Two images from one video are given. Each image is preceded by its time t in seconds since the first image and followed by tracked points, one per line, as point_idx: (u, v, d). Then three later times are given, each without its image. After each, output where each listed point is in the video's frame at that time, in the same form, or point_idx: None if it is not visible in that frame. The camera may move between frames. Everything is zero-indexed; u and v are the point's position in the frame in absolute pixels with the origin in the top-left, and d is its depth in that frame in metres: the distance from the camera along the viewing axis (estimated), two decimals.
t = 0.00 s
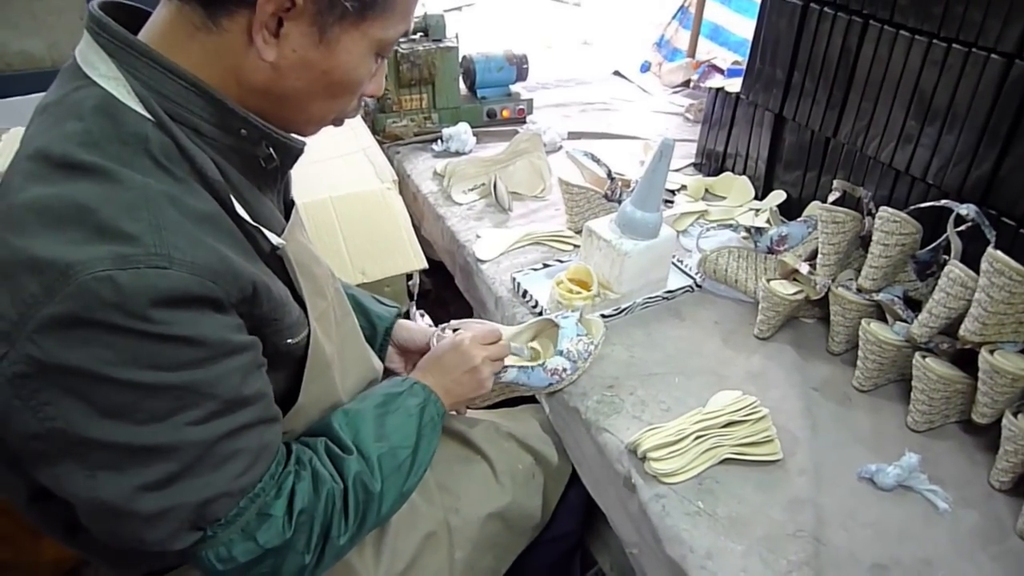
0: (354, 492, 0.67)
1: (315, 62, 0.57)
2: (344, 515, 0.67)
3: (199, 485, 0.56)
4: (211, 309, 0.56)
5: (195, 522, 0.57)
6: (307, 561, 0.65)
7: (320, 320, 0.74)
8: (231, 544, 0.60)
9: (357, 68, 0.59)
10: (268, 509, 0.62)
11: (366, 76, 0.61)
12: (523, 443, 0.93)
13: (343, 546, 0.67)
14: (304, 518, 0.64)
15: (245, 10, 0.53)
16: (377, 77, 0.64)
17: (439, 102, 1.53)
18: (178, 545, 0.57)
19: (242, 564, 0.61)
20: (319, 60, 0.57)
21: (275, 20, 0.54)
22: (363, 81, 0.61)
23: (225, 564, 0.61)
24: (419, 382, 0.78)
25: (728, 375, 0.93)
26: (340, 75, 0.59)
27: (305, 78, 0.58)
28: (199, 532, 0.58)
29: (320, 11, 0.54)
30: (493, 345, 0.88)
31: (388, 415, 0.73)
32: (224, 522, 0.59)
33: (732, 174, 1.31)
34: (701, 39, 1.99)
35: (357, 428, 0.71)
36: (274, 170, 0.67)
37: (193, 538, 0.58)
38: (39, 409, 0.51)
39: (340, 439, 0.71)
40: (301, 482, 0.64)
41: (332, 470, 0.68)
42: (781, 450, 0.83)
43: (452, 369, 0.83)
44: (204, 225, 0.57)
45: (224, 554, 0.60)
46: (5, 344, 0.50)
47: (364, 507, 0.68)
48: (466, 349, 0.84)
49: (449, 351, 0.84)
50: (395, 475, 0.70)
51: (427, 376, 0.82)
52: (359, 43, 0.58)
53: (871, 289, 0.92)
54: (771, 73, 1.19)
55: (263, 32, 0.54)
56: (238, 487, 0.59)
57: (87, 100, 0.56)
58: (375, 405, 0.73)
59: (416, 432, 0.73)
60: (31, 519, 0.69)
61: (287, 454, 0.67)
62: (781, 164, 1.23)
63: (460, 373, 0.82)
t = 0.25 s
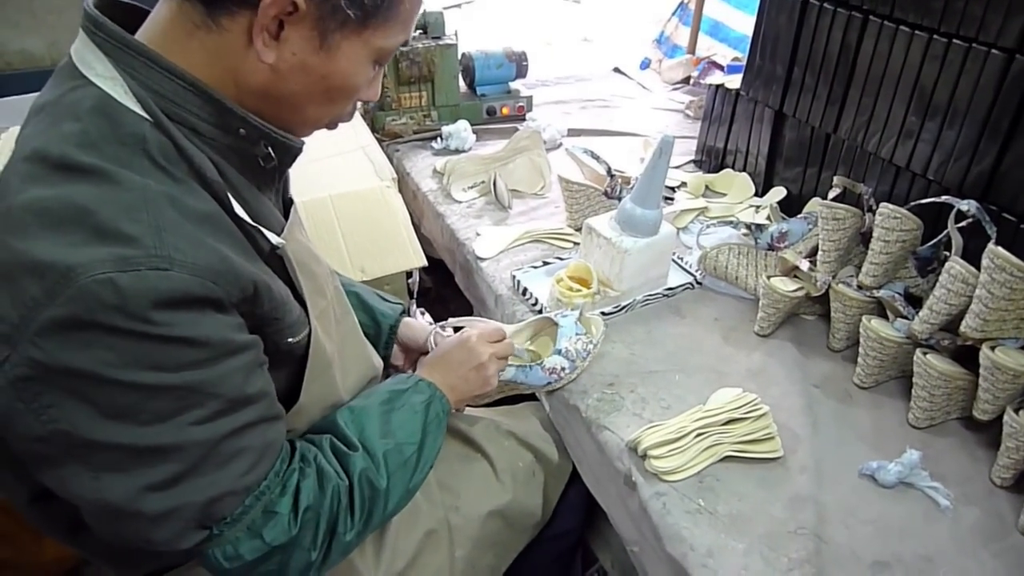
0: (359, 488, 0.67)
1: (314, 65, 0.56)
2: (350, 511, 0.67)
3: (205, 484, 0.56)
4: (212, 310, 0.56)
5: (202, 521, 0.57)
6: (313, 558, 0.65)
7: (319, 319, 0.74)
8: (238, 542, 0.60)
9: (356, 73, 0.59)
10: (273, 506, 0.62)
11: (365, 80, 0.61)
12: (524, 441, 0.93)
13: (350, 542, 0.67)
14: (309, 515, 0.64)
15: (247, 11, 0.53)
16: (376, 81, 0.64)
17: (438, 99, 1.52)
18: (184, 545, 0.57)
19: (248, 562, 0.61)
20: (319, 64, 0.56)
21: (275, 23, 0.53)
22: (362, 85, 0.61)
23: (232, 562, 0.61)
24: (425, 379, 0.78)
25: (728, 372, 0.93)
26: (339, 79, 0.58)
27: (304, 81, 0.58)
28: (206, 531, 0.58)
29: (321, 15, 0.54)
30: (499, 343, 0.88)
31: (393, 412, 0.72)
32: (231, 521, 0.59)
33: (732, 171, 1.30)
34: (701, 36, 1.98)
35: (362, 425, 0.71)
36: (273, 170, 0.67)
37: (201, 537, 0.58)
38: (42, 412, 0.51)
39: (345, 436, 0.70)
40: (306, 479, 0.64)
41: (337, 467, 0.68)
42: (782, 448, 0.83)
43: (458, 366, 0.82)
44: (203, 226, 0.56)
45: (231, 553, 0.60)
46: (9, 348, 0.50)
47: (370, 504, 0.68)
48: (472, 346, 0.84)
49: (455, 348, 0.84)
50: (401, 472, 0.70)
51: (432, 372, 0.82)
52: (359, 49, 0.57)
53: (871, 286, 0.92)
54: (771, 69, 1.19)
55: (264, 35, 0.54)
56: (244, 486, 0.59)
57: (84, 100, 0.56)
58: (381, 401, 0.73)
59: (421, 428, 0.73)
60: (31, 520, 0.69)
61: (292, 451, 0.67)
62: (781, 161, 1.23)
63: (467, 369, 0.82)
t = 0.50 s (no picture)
0: (370, 480, 0.66)
1: (318, 70, 0.56)
2: (361, 505, 0.66)
3: (213, 481, 0.56)
4: (215, 307, 0.55)
5: (211, 518, 0.57)
6: (326, 554, 0.64)
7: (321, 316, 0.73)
8: (249, 539, 0.60)
9: (359, 79, 0.59)
10: (284, 502, 0.61)
11: (368, 86, 0.61)
12: (524, 439, 0.93)
13: (363, 536, 0.66)
14: (320, 510, 0.63)
15: (253, 14, 0.53)
16: (379, 87, 0.64)
17: (439, 96, 1.52)
18: (194, 544, 0.57)
19: (260, 560, 0.61)
20: (322, 69, 0.56)
21: (281, 27, 0.53)
22: (364, 91, 0.61)
23: (244, 560, 0.60)
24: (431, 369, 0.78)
25: (729, 370, 0.93)
26: (341, 83, 0.58)
27: (307, 85, 0.58)
28: (217, 529, 0.58)
29: (327, 21, 0.53)
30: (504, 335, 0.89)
31: (401, 403, 0.72)
32: (241, 518, 0.59)
33: (733, 168, 1.30)
34: (702, 32, 1.98)
35: (370, 417, 0.71)
36: (274, 168, 0.66)
37: (211, 536, 0.58)
38: (49, 411, 0.51)
39: (353, 430, 0.70)
40: (315, 474, 0.64)
41: (346, 461, 0.67)
42: (783, 446, 0.82)
43: (465, 354, 0.82)
44: (206, 224, 0.56)
45: (242, 551, 0.60)
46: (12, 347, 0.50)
47: (382, 495, 0.67)
48: (479, 333, 0.85)
49: (463, 338, 0.84)
50: (411, 462, 0.69)
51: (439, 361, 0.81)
52: (364, 56, 0.57)
53: (872, 284, 0.91)
54: (773, 66, 1.18)
55: (268, 39, 0.54)
56: (252, 482, 0.59)
57: (85, 97, 0.55)
58: (387, 393, 0.73)
59: (430, 418, 0.72)
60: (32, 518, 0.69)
61: (300, 447, 0.66)
62: (781, 158, 1.23)
63: (476, 356, 0.82)
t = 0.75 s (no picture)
0: (383, 472, 0.66)
1: (315, 76, 0.56)
2: (376, 497, 0.66)
3: (225, 473, 0.55)
4: (217, 303, 0.55)
5: (224, 517, 0.56)
6: (344, 548, 0.64)
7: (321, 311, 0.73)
8: (264, 536, 0.59)
9: (355, 88, 0.59)
10: (296, 496, 0.60)
11: (363, 95, 0.61)
12: (525, 436, 0.93)
13: (381, 528, 0.66)
14: (333, 503, 0.63)
15: (253, 18, 0.52)
16: (375, 95, 0.64)
17: (439, 92, 1.52)
18: (208, 543, 0.56)
19: (275, 556, 0.60)
20: (320, 77, 0.56)
21: (281, 34, 0.53)
22: (359, 100, 0.61)
23: (259, 557, 0.60)
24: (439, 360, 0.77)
25: (730, 368, 0.92)
26: (340, 87, 0.58)
27: (303, 90, 0.58)
28: (230, 528, 0.57)
29: (328, 31, 0.53)
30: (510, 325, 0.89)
31: (410, 394, 0.71)
32: (255, 514, 0.58)
33: (735, 165, 1.30)
34: (704, 29, 1.97)
35: (380, 410, 0.70)
36: (272, 164, 0.66)
37: (224, 535, 0.57)
38: (55, 409, 0.51)
39: (363, 423, 0.69)
40: (326, 469, 0.63)
41: (357, 454, 0.67)
42: (785, 444, 0.82)
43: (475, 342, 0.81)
44: (206, 221, 0.56)
45: (257, 548, 0.59)
46: (17, 348, 0.50)
47: (397, 486, 0.66)
48: (491, 322, 0.84)
49: (476, 325, 0.83)
50: (425, 453, 0.68)
51: (451, 348, 0.80)
52: (364, 64, 0.57)
53: (875, 281, 0.91)
54: (775, 63, 1.18)
55: (268, 44, 0.54)
56: (263, 476, 0.58)
57: (82, 95, 0.55)
58: (395, 385, 0.72)
59: (441, 408, 0.71)
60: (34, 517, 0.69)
61: (310, 443, 0.65)
62: (784, 155, 1.22)
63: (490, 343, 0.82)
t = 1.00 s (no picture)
0: (388, 470, 0.66)
1: (310, 77, 0.56)
2: (382, 494, 0.66)
3: (227, 472, 0.55)
4: (215, 302, 0.55)
5: (226, 516, 0.56)
6: (350, 547, 0.64)
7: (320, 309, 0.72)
8: (266, 536, 0.59)
9: (350, 91, 0.59)
10: (298, 495, 0.60)
11: (359, 97, 0.61)
12: (525, 433, 0.93)
13: (387, 526, 0.66)
14: (336, 502, 0.62)
15: (248, 16, 0.52)
16: (370, 97, 0.64)
17: (440, 88, 1.51)
18: (212, 541, 0.56)
19: (278, 555, 0.60)
20: (315, 78, 0.56)
21: (276, 33, 0.53)
22: (354, 101, 0.61)
23: (263, 556, 0.60)
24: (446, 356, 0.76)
25: (731, 365, 0.92)
26: (336, 87, 0.58)
27: (298, 90, 0.57)
28: (233, 527, 0.57)
29: (324, 32, 0.53)
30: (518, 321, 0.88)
31: (416, 390, 0.71)
32: (258, 513, 0.58)
33: (735, 161, 1.29)
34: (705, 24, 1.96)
35: (386, 407, 0.70)
36: (269, 162, 0.66)
37: (227, 534, 0.57)
38: (56, 410, 0.51)
39: (369, 420, 0.69)
40: (330, 466, 0.63)
41: (361, 452, 0.67)
42: (785, 441, 0.82)
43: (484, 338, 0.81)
44: (203, 219, 0.56)
45: (261, 547, 0.59)
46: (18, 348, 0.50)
47: (403, 484, 0.66)
48: (501, 317, 0.84)
49: (485, 320, 0.83)
50: (432, 449, 0.68)
51: (460, 343, 0.80)
52: (359, 66, 0.57)
53: (876, 277, 0.91)
54: (776, 59, 1.17)
55: (262, 43, 0.53)
56: (265, 475, 0.57)
57: (77, 93, 0.55)
58: (401, 381, 0.71)
59: (447, 404, 0.71)
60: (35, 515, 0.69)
61: (313, 441, 0.65)
62: (785, 151, 1.22)
63: (499, 339, 0.82)
